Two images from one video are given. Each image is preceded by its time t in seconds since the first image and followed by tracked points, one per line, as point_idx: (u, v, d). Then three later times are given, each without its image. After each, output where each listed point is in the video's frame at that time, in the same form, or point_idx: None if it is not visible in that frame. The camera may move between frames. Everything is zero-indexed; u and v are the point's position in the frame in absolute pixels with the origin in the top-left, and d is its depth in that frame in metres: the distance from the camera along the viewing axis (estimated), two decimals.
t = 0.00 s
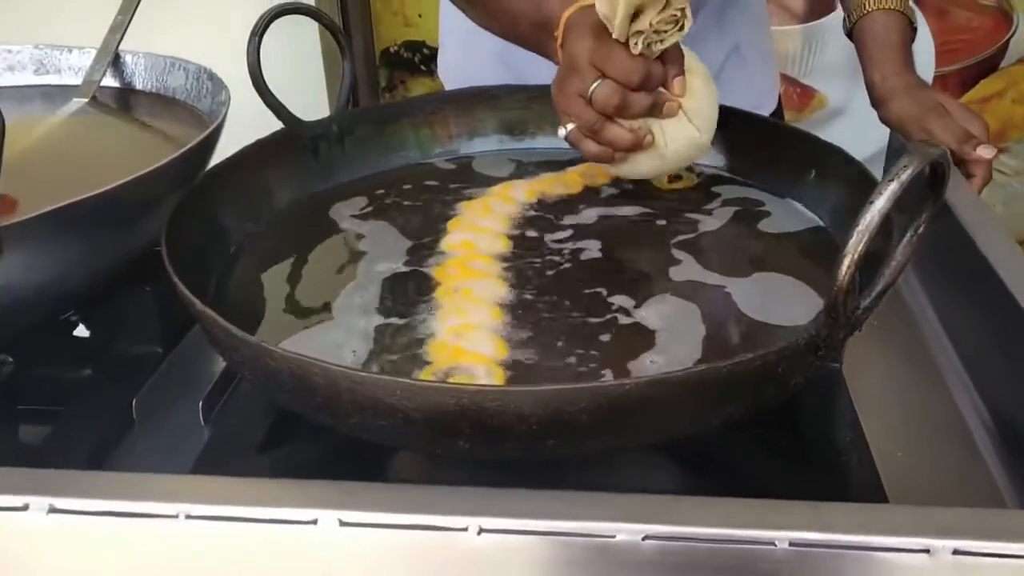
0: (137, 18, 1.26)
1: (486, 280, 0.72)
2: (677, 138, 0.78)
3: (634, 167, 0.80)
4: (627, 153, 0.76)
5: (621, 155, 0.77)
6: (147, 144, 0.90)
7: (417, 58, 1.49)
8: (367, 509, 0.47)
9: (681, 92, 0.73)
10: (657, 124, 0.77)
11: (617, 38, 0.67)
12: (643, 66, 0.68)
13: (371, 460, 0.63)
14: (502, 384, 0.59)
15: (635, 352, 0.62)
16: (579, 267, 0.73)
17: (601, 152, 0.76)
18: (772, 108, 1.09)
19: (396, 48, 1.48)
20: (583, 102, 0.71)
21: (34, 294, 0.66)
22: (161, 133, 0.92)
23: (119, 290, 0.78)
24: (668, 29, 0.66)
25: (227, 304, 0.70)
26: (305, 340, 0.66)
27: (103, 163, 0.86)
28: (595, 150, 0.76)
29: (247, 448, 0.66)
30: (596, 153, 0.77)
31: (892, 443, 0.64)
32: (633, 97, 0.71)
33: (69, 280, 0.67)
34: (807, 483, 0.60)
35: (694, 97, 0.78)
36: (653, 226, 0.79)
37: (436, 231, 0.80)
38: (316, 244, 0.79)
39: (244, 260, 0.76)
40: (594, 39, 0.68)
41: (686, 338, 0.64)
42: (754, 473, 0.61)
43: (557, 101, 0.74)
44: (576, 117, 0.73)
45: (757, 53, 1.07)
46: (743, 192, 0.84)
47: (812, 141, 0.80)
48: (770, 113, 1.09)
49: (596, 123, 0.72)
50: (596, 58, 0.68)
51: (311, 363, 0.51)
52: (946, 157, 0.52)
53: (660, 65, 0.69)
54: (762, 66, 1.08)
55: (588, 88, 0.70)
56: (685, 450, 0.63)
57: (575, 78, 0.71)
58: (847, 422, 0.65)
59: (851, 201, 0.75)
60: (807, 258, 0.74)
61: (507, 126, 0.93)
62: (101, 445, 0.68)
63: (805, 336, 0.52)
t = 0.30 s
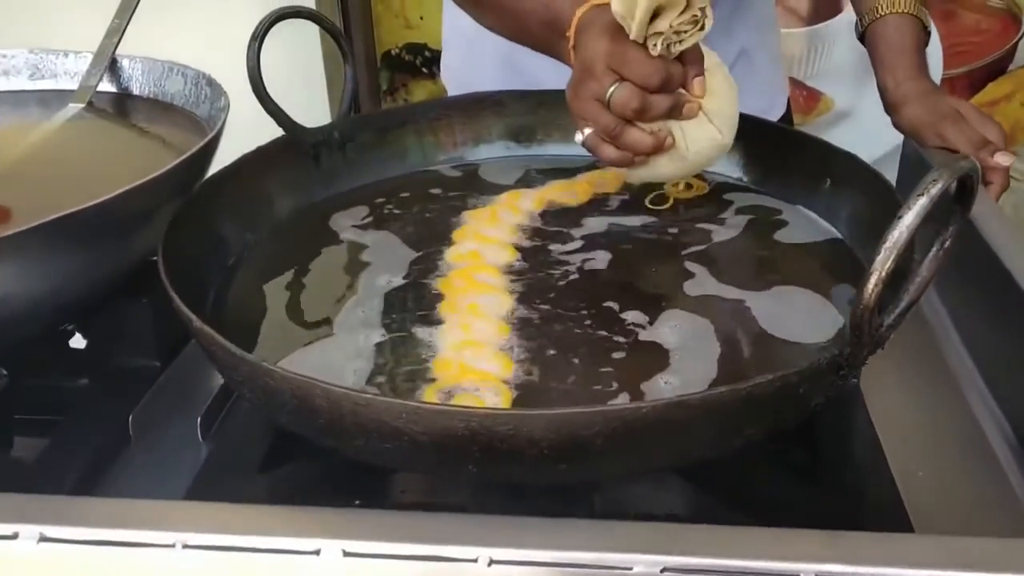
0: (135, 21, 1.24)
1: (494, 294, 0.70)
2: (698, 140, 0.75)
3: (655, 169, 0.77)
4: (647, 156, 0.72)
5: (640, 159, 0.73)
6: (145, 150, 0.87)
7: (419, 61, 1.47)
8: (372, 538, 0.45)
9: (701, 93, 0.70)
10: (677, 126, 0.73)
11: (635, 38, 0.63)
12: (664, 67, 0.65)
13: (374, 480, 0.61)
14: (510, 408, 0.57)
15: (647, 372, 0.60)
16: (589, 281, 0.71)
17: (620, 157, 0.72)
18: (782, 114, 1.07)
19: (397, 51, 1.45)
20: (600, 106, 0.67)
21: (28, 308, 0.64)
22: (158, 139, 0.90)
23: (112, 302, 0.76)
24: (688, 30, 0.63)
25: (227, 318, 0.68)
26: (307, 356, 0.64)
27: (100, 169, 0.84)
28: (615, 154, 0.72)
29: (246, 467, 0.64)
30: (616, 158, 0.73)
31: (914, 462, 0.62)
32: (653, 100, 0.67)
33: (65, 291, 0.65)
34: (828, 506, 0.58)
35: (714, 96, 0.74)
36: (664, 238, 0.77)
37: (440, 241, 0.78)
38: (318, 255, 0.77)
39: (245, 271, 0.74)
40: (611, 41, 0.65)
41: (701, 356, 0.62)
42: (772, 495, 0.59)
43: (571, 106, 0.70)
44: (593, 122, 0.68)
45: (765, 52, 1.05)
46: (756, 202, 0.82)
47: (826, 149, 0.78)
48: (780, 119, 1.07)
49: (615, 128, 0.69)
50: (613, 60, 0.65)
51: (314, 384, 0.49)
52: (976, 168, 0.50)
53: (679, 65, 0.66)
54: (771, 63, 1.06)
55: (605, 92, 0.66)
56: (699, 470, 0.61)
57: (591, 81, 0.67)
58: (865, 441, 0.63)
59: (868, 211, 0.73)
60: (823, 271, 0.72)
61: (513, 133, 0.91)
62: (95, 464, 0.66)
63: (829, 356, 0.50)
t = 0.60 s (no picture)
0: (132, 24, 1.22)
1: (500, 307, 0.68)
2: (705, 152, 0.72)
3: (661, 181, 0.74)
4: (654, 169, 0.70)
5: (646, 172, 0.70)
6: (141, 157, 0.85)
7: (421, 63, 1.37)
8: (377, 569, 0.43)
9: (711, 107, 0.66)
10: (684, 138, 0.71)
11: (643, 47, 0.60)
12: (673, 78, 0.62)
13: (379, 500, 0.59)
14: (516, 430, 0.55)
15: (660, 393, 0.58)
16: (597, 295, 0.69)
17: (626, 169, 0.69)
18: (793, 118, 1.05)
19: (397, 52, 1.36)
20: (606, 115, 0.65)
21: (19, 323, 0.62)
22: (155, 145, 0.87)
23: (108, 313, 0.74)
24: (699, 43, 0.59)
25: (226, 332, 0.66)
26: (308, 372, 0.62)
27: (96, 176, 0.82)
28: (621, 166, 0.69)
29: (246, 487, 0.62)
30: (621, 170, 0.70)
31: (936, 483, 0.60)
32: (660, 112, 0.64)
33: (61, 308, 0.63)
34: (847, 530, 0.56)
35: (721, 108, 0.71)
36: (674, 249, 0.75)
37: (444, 252, 0.76)
38: (318, 264, 0.75)
39: (244, 282, 0.72)
40: (618, 49, 0.62)
41: (715, 375, 0.60)
42: (790, 517, 0.57)
43: (576, 115, 0.67)
44: (600, 131, 0.66)
45: (776, 57, 1.03)
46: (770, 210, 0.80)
47: (840, 158, 0.77)
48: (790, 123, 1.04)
49: (622, 139, 0.66)
50: (620, 69, 0.62)
51: (314, 405, 0.47)
52: (1005, 180, 0.48)
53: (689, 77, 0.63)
54: (783, 69, 1.04)
55: (612, 101, 0.63)
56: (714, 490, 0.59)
57: (597, 90, 0.64)
58: (885, 460, 0.61)
59: (884, 222, 0.72)
60: (840, 285, 0.70)
61: (518, 139, 0.89)
62: (90, 483, 0.64)
63: (853, 377, 0.48)
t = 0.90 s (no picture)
0: (130, 26, 1.20)
1: (505, 318, 0.66)
2: (701, 173, 0.71)
3: (655, 199, 0.72)
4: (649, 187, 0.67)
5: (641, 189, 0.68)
6: (138, 163, 0.84)
7: (422, 65, 1.35)
8: None
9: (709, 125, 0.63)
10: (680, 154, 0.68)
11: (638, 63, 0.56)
12: (670, 96, 0.58)
13: (384, 519, 0.58)
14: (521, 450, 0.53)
15: (669, 412, 0.56)
16: (606, 307, 0.67)
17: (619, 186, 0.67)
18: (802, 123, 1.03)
19: (399, 54, 1.34)
20: (598, 132, 0.62)
21: (11, 337, 0.60)
22: (153, 151, 0.86)
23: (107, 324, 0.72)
24: (697, 59, 0.55)
25: (224, 345, 0.65)
26: (309, 387, 0.60)
27: (92, 183, 0.80)
28: (614, 183, 0.67)
29: (245, 503, 0.60)
30: (615, 187, 0.68)
31: (956, 498, 0.58)
32: (656, 129, 0.61)
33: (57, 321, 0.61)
34: (866, 550, 0.54)
35: (719, 125, 0.69)
36: (684, 259, 0.73)
37: (447, 260, 0.74)
38: (319, 274, 0.73)
39: (243, 292, 0.70)
40: (614, 64, 0.59)
41: (728, 392, 0.58)
42: (807, 538, 0.55)
43: (570, 129, 0.65)
44: (591, 147, 0.64)
45: (786, 62, 1.01)
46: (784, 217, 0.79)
47: (841, 158, 0.77)
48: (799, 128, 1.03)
49: (614, 156, 0.64)
50: (615, 84, 0.59)
51: (315, 426, 0.45)
52: None
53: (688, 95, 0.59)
54: (791, 73, 1.02)
55: (605, 118, 0.61)
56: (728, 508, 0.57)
57: (591, 105, 0.61)
58: (903, 476, 0.59)
59: (902, 232, 0.71)
60: (855, 297, 0.68)
61: (523, 144, 0.87)
62: (85, 499, 0.63)
63: (876, 396, 0.47)
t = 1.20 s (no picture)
0: (122, 27, 1.19)
1: (500, 327, 0.65)
2: (694, 178, 0.65)
3: (646, 205, 0.67)
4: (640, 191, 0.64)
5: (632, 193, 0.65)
6: (127, 167, 0.82)
7: (419, 66, 1.33)
8: None
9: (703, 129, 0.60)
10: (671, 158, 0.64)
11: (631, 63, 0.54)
12: (662, 96, 0.55)
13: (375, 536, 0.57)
14: (514, 465, 0.52)
15: (667, 427, 0.55)
16: (603, 318, 0.66)
17: (610, 188, 0.64)
18: (802, 127, 1.02)
19: (395, 55, 1.32)
20: (589, 133, 0.60)
21: None
22: (142, 155, 0.84)
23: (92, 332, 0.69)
24: (691, 60, 0.53)
25: (213, 355, 0.63)
26: (299, 399, 0.59)
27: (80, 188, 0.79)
28: (604, 186, 0.65)
29: (233, 518, 0.59)
30: (607, 190, 0.65)
31: (960, 513, 0.58)
32: (646, 132, 0.58)
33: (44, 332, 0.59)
34: (869, 566, 0.53)
35: (713, 129, 0.64)
36: (683, 268, 0.72)
37: (440, 267, 0.73)
38: (311, 281, 0.72)
39: (234, 300, 0.69)
40: (603, 62, 0.57)
41: (727, 407, 0.57)
42: (808, 554, 0.54)
43: (558, 129, 0.63)
44: (582, 148, 0.62)
45: (789, 64, 1.00)
46: (783, 224, 0.77)
47: (840, 161, 0.76)
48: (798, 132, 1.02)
49: (604, 158, 0.61)
50: (605, 83, 0.57)
51: (303, 442, 0.43)
52: None
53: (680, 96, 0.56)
54: (793, 75, 1.01)
55: (595, 119, 0.59)
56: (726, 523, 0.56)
57: (581, 104, 0.60)
58: (908, 489, 0.58)
59: (904, 239, 0.70)
60: (857, 307, 0.67)
61: (520, 148, 0.86)
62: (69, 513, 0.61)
63: (882, 410, 0.45)
